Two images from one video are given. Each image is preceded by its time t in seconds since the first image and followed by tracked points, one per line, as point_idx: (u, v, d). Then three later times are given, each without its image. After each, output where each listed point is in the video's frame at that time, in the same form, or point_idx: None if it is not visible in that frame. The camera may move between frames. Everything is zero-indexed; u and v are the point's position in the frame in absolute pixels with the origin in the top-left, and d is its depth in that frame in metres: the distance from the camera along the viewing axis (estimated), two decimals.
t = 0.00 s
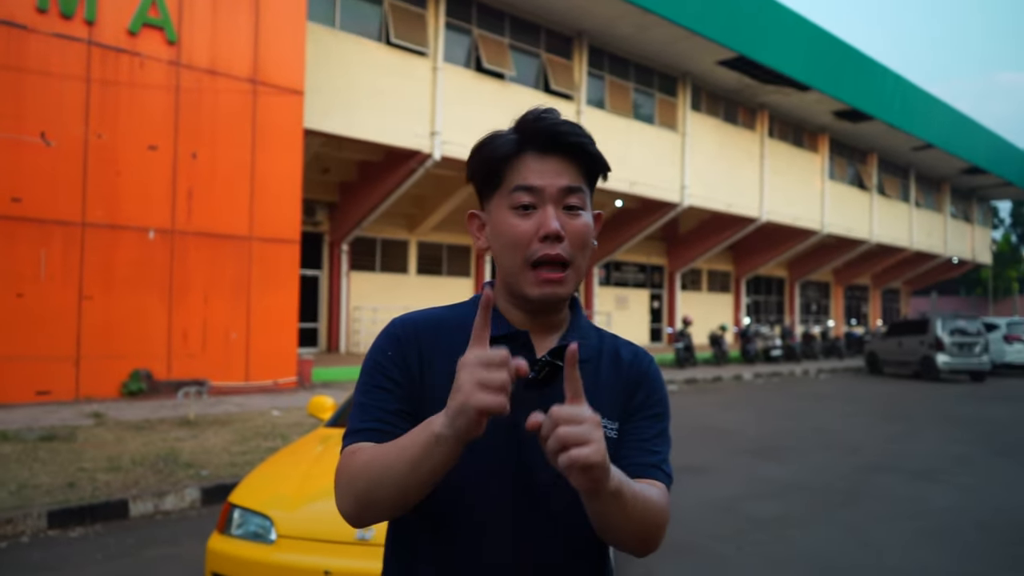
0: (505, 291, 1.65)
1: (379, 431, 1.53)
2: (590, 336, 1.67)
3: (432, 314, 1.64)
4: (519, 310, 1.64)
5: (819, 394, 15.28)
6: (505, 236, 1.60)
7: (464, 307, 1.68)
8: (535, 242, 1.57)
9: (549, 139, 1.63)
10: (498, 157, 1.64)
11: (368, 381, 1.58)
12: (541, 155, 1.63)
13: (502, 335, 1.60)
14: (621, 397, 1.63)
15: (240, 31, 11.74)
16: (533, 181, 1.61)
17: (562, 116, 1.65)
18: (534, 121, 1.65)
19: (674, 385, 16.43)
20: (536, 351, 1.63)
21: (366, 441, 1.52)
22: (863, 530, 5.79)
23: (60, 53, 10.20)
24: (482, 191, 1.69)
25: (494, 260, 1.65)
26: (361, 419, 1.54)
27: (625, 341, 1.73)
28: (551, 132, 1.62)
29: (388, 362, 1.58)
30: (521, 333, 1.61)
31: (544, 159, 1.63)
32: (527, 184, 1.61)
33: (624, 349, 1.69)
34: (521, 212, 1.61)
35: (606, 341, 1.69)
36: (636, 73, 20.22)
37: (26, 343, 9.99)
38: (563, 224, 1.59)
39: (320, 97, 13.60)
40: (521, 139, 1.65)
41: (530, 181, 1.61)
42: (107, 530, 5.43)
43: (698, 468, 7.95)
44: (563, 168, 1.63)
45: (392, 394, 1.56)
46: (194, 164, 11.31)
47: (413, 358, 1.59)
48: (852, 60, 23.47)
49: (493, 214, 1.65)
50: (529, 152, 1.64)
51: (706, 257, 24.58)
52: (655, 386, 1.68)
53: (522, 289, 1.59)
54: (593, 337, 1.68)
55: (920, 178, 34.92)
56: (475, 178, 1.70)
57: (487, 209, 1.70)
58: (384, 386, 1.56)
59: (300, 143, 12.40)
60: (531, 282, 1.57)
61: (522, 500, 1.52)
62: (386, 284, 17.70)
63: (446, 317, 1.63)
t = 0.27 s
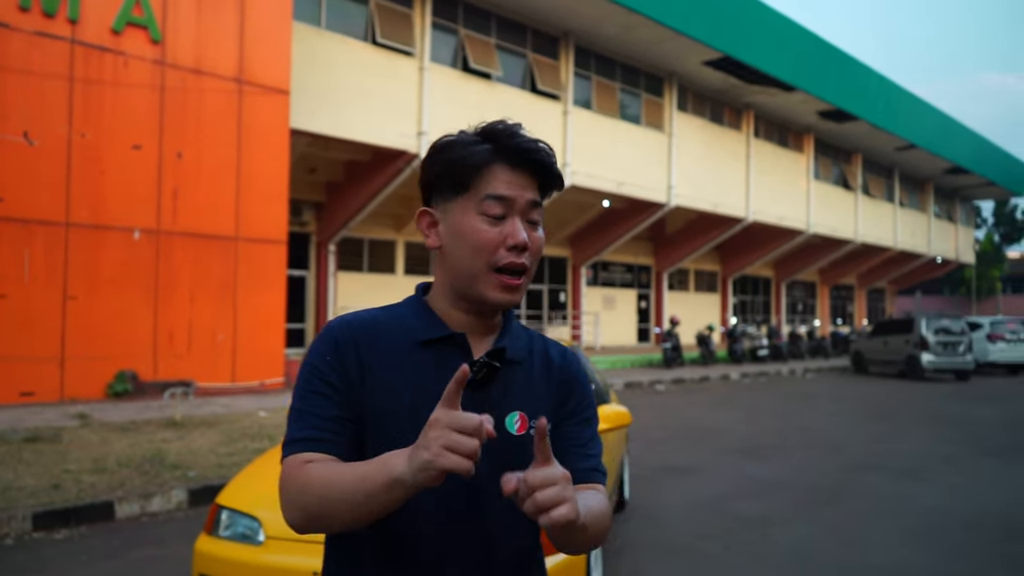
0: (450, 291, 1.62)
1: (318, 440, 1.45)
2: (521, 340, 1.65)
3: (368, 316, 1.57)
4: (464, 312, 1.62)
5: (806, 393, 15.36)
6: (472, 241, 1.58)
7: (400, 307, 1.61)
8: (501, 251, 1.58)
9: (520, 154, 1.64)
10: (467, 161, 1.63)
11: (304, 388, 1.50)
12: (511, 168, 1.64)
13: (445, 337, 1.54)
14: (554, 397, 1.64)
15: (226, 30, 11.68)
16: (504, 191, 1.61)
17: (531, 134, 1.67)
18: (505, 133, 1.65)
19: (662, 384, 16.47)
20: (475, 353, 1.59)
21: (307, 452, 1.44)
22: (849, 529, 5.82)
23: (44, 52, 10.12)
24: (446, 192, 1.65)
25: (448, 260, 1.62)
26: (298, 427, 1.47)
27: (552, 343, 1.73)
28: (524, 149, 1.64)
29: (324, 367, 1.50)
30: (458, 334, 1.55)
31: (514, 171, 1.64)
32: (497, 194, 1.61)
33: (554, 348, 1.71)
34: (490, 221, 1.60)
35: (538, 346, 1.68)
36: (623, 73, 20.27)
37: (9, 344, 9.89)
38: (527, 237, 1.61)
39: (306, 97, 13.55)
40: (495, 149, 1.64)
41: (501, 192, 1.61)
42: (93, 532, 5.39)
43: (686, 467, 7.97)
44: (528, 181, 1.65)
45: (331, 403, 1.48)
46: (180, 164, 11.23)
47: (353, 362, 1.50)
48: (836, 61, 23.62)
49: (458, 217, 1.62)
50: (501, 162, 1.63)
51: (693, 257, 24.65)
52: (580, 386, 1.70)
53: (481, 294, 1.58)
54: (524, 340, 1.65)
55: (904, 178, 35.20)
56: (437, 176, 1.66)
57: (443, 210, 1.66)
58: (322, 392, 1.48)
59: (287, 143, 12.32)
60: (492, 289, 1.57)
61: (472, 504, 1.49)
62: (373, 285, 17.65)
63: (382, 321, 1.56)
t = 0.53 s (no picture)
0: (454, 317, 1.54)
1: (286, 474, 1.35)
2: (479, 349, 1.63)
3: (328, 335, 1.46)
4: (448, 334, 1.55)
5: (824, 396, 15.26)
6: (498, 280, 1.53)
7: (358, 322, 1.52)
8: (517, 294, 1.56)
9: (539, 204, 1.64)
10: (502, 197, 1.55)
11: (267, 418, 1.38)
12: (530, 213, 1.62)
13: (414, 353, 1.47)
14: (514, 402, 1.65)
15: (243, 35, 11.76)
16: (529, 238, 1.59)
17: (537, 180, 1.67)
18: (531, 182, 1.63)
19: (679, 386, 16.42)
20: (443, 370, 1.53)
21: (273, 488, 1.34)
22: (869, 532, 5.77)
23: (65, 58, 10.24)
24: (473, 219, 1.54)
25: (461, 287, 1.53)
26: (258, 460, 1.36)
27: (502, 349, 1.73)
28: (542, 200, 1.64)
29: (286, 393, 1.39)
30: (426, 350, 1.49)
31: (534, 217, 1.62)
32: (525, 237, 1.57)
33: (503, 355, 1.69)
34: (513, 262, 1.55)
35: (490, 354, 1.66)
36: (638, 75, 20.24)
37: (32, 347, 10.01)
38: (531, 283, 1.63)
39: (323, 100, 13.63)
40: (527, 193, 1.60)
41: (525, 237, 1.58)
42: (114, 533, 5.44)
43: (703, 470, 7.94)
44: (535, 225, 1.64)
45: (298, 433, 1.37)
46: (198, 168, 11.33)
47: (320, 390, 1.41)
48: (853, 61, 23.47)
49: (485, 248, 1.53)
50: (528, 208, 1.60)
51: (709, 259, 24.58)
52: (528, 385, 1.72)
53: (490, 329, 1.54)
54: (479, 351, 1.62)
55: (924, 179, 34.94)
56: (470, 200, 1.53)
57: (466, 235, 1.53)
58: (287, 421, 1.38)
59: (304, 147, 12.37)
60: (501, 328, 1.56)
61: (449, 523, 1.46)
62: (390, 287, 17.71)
63: (345, 342, 1.45)
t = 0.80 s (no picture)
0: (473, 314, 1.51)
1: (309, 483, 1.28)
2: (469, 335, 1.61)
3: (346, 333, 1.37)
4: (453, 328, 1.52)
5: (846, 394, 15.12)
6: (513, 280, 1.53)
7: (368, 315, 1.43)
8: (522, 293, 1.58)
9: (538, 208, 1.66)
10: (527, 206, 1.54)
11: (286, 423, 1.29)
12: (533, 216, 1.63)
13: (433, 354, 1.43)
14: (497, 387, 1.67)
15: (263, 34, 11.83)
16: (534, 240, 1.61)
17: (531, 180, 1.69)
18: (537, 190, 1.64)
19: (699, 384, 16.36)
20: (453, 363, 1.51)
21: (290, 500, 1.27)
22: (893, 531, 5.71)
23: (89, 59, 10.35)
24: (503, 221, 1.51)
25: (483, 285, 1.50)
26: (276, 469, 1.27)
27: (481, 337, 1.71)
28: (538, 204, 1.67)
29: (306, 397, 1.30)
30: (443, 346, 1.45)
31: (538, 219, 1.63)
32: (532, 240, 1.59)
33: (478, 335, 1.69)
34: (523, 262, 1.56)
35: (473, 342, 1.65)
36: (658, 72, 20.16)
37: (58, 344, 10.14)
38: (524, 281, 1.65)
39: (342, 99, 13.69)
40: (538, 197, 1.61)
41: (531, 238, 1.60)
42: (139, 528, 5.50)
43: (724, 468, 7.90)
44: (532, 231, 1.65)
45: (319, 442, 1.29)
46: (219, 167, 11.44)
47: (346, 394, 1.32)
48: (876, 56, 23.22)
49: (508, 247, 1.52)
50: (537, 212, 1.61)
51: (730, 256, 24.43)
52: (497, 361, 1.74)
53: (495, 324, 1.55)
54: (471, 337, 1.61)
55: (948, 175, 34.52)
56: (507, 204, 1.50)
57: (494, 236, 1.50)
58: (308, 429, 1.28)
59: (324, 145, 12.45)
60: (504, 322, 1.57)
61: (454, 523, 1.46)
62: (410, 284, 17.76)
63: (362, 339, 1.37)
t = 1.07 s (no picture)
0: (456, 290, 1.48)
1: (348, 473, 1.27)
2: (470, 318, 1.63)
3: (367, 322, 1.37)
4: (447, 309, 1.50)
5: (872, 383, 14.96)
6: (495, 250, 1.47)
7: (383, 304, 1.43)
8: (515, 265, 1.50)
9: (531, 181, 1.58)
10: (501, 176, 1.49)
11: (321, 415, 1.27)
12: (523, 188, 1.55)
13: (446, 336, 1.44)
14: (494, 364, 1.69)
15: (285, 24, 11.87)
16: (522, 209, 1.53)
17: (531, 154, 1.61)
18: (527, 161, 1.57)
19: (722, 373, 16.27)
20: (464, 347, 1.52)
21: (332, 489, 1.26)
22: (917, 522, 5.66)
23: (113, 50, 10.45)
24: (467, 193, 1.48)
25: (460, 261, 1.47)
26: (312, 461, 1.26)
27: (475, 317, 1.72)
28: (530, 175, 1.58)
29: (337, 388, 1.28)
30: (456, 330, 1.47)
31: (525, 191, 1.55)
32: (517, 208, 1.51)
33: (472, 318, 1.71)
34: (510, 233, 1.49)
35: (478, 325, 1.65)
36: (681, 58, 19.98)
37: (86, 332, 10.29)
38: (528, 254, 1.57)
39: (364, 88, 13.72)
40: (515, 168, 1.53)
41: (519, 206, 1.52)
42: (165, 513, 5.59)
43: (746, 457, 7.86)
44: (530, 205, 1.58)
45: (355, 431, 1.27)
46: (242, 157, 11.52)
47: (376, 381, 1.31)
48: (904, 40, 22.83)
49: (482, 220, 1.47)
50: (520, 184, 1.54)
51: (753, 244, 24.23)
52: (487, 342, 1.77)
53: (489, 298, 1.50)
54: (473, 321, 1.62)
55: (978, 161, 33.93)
56: (470, 176, 1.46)
57: (464, 211, 1.47)
58: (344, 419, 1.27)
59: (346, 134, 12.48)
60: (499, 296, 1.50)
61: (471, 494, 1.50)
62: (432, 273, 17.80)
63: (382, 327, 1.37)
